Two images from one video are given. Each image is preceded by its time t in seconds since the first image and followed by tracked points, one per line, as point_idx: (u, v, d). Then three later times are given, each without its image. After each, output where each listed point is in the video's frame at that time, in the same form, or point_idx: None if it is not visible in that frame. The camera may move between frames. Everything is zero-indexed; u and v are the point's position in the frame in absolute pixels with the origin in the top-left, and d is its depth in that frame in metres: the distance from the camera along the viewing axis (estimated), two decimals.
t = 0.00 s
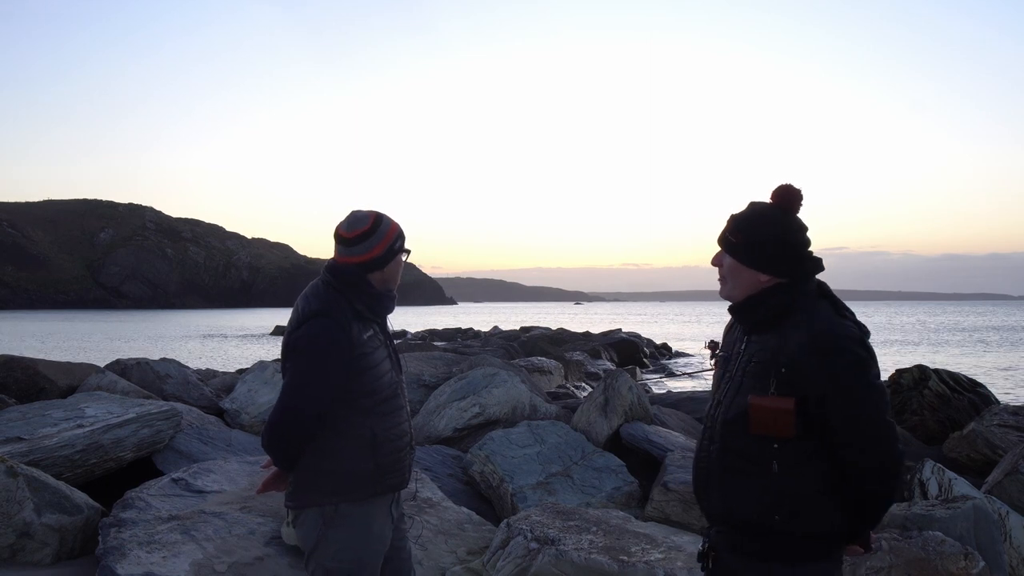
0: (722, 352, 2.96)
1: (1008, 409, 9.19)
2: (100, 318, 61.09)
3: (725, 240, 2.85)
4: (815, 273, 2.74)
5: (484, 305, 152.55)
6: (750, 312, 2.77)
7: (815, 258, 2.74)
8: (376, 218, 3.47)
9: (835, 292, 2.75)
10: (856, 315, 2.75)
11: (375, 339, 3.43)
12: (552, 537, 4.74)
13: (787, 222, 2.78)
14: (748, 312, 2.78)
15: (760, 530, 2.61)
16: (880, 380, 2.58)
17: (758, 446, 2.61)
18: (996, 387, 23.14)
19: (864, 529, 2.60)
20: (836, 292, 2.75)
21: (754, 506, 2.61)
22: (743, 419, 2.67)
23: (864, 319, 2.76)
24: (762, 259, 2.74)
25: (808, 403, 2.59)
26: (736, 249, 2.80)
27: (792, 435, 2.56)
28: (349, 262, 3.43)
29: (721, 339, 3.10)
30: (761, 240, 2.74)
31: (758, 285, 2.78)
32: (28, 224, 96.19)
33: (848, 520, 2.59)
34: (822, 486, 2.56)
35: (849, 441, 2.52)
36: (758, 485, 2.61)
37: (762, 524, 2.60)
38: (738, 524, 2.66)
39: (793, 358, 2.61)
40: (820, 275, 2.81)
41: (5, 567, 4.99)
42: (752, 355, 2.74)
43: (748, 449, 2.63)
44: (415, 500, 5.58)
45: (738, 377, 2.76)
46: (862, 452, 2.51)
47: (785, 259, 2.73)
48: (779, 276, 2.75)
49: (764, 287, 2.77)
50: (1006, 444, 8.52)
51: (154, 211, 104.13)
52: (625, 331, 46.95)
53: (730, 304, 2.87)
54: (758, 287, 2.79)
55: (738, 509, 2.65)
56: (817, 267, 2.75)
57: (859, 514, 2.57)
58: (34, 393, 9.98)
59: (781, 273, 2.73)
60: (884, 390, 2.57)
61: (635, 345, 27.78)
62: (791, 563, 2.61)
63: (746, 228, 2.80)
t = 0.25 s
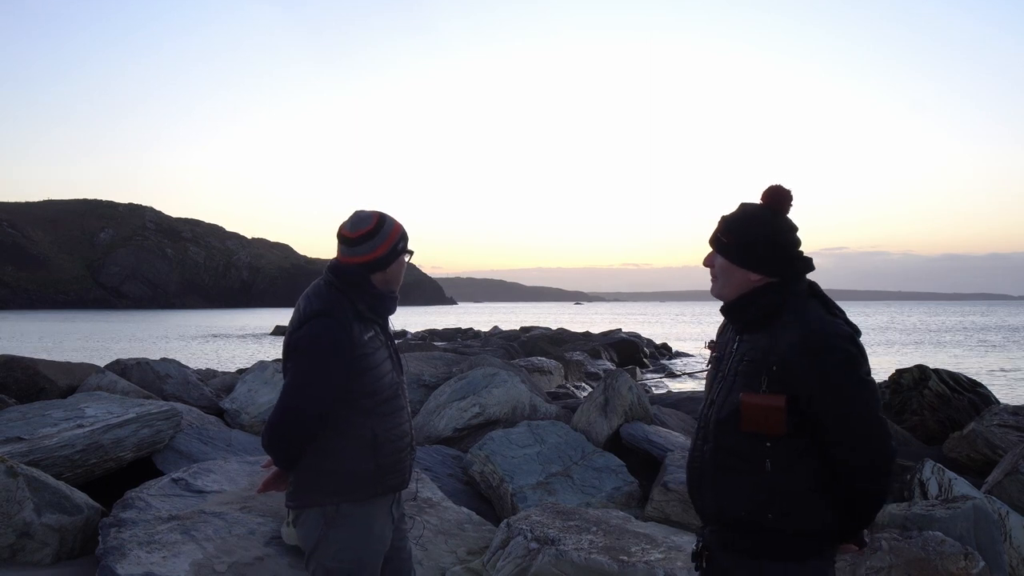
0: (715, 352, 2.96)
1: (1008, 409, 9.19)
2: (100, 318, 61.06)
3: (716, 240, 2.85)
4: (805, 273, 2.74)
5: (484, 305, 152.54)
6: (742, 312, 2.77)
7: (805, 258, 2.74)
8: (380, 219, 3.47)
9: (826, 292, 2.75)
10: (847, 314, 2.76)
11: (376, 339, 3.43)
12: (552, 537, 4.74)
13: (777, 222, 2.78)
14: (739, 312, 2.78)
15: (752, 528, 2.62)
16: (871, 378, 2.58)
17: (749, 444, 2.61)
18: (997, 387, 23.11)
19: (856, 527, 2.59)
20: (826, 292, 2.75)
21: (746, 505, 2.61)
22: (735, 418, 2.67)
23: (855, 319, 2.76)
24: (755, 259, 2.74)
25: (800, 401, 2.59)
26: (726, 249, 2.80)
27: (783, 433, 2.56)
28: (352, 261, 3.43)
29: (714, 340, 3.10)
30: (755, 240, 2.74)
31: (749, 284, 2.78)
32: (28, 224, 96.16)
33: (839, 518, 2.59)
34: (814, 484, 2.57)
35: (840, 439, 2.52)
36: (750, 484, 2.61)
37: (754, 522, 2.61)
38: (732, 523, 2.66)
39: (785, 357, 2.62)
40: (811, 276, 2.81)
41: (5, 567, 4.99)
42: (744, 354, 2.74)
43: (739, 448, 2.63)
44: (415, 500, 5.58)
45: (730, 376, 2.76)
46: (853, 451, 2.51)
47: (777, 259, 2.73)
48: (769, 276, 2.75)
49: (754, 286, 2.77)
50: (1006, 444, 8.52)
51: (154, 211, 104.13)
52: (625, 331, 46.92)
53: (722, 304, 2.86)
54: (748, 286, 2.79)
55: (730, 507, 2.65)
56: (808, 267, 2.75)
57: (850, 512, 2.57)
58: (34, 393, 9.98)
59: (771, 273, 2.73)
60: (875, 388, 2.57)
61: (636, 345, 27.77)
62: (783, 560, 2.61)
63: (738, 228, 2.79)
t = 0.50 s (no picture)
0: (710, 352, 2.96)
1: (1008, 409, 9.19)
2: (100, 318, 61.04)
3: (710, 239, 2.85)
4: (799, 272, 2.75)
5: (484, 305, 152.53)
6: (737, 312, 2.77)
7: (799, 257, 2.74)
8: (381, 219, 3.47)
9: (820, 291, 2.75)
10: (842, 313, 2.76)
11: (376, 339, 3.42)
12: (552, 537, 4.74)
13: (771, 221, 2.79)
14: (734, 311, 2.78)
15: (749, 528, 2.61)
16: (867, 377, 2.58)
17: (746, 443, 2.61)
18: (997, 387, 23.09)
19: (852, 526, 2.59)
20: (821, 291, 2.75)
21: (744, 505, 2.61)
22: (730, 417, 2.66)
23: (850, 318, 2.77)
24: (750, 258, 2.74)
25: (795, 400, 2.60)
26: (720, 248, 2.80)
27: (779, 432, 2.56)
28: (352, 262, 3.43)
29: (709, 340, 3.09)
30: (750, 239, 2.74)
31: (744, 284, 2.78)
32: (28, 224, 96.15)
33: (835, 517, 2.59)
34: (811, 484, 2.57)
35: (835, 438, 2.53)
36: (747, 484, 2.61)
37: (751, 521, 2.60)
38: (729, 523, 2.65)
39: (781, 355, 2.62)
40: (804, 275, 2.81)
41: (5, 567, 4.99)
42: (739, 354, 2.74)
43: (735, 446, 2.63)
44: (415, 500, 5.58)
45: (725, 375, 2.76)
46: (848, 449, 2.52)
47: (771, 258, 2.73)
48: (763, 275, 2.75)
49: (748, 285, 2.77)
50: (1006, 444, 8.52)
51: (154, 211, 104.03)
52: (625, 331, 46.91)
53: (717, 304, 2.86)
54: (742, 285, 2.79)
55: (728, 507, 2.64)
56: (801, 265, 2.75)
57: (846, 511, 2.58)
58: (34, 393, 9.98)
59: (765, 271, 2.73)
60: (870, 387, 2.58)
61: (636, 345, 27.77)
62: (779, 560, 2.61)
63: (732, 228, 2.79)
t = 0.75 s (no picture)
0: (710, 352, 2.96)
1: (1008, 409, 9.19)
2: (100, 318, 61.05)
3: (711, 239, 2.85)
4: (800, 272, 2.75)
5: (484, 305, 152.54)
6: (738, 312, 2.77)
7: (800, 256, 2.75)
8: (379, 219, 3.47)
9: (821, 290, 2.76)
10: (842, 313, 2.76)
11: (375, 340, 3.42)
12: (552, 537, 4.74)
13: (772, 220, 2.79)
14: (735, 311, 2.78)
15: (749, 529, 2.61)
16: (868, 377, 2.58)
17: (746, 444, 2.61)
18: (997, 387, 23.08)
19: (852, 526, 2.59)
20: (822, 290, 2.75)
21: (744, 506, 2.60)
22: (731, 418, 2.66)
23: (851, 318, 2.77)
24: (751, 257, 2.74)
25: (795, 400, 2.60)
26: (722, 248, 2.79)
27: (780, 432, 2.56)
28: (349, 261, 3.43)
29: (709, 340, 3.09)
30: (751, 238, 2.74)
31: (745, 284, 2.78)
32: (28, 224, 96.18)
33: (836, 517, 2.59)
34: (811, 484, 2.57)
35: (835, 438, 2.53)
36: (747, 484, 2.61)
37: (751, 522, 2.60)
38: (729, 524, 2.65)
39: (781, 356, 2.62)
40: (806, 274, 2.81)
41: (5, 567, 4.99)
42: (739, 354, 2.74)
43: (735, 447, 2.63)
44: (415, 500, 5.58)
45: (726, 375, 2.76)
46: (849, 450, 2.52)
47: (772, 257, 2.73)
48: (764, 274, 2.75)
49: (750, 285, 2.77)
50: (1006, 444, 8.52)
51: (154, 211, 104.08)
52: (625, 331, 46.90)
53: (718, 303, 2.86)
54: (743, 285, 2.79)
55: (728, 508, 2.64)
56: (803, 265, 2.75)
57: (846, 511, 2.58)
58: (34, 393, 9.99)
59: (767, 271, 2.73)
60: (871, 387, 2.57)
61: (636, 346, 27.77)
62: (779, 561, 2.61)
63: (733, 227, 2.79)
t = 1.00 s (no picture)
0: (709, 354, 2.96)
1: (1008, 409, 9.19)
2: (100, 318, 61.07)
3: (710, 239, 2.85)
4: (801, 271, 2.75)
5: (484, 305, 152.55)
6: (738, 312, 2.77)
7: (801, 257, 2.75)
8: (351, 215, 3.46)
9: (823, 291, 2.76)
10: (843, 313, 2.77)
11: (360, 340, 3.38)
12: (552, 538, 4.73)
13: (772, 219, 2.79)
14: (735, 312, 2.78)
15: (752, 533, 2.61)
16: (869, 377, 2.59)
17: (747, 447, 2.61)
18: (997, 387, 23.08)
19: (854, 526, 2.59)
20: (823, 291, 2.76)
21: (746, 510, 2.60)
22: (732, 421, 2.66)
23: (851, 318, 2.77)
24: (747, 257, 2.74)
25: (797, 401, 2.60)
26: (721, 249, 2.80)
27: (781, 435, 2.56)
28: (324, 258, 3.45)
29: (709, 342, 3.09)
30: (747, 238, 2.75)
31: (745, 284, 2.78)
32: (28, 224, 96.18)
33: (837, 517, 2.60)
34: (814, 487, 2.57)
35: (837, 438, 2.53)
36: (749, 487, 2.60)
37: (754, 526, 2.60)
38: (731, 527, 2.65)
39: (782, 358, 2.62)
40: (806, 274, 2.81)
41: (5, 567, 4.99)
42: (740, 356, 2.74)
43: (737, 451, 2.63)
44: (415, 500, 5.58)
45: (726, 379, 2.76)
46: (850, 451, 2.52)
47: (771, 257, 2.73)
48: (764, 275, 2.75)
49: (750, 286, 2.77)
50: (1006, 444, 8.52)
51: (154, 211, 104.07)
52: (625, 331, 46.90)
53: (717, 304, 2.86)
54: (743, 285, 2.79)
55: (729, 512, 2.64)
56: (803, 265, 2.75)
57: (847, 511, 2.58)
58: (34, 393, 9.99)
59: (765, 271, 2.73)
60: (873, 387, 2.58)
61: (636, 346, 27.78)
62: (782, 563, 2.61)
63: (732, 227, 2.80)
